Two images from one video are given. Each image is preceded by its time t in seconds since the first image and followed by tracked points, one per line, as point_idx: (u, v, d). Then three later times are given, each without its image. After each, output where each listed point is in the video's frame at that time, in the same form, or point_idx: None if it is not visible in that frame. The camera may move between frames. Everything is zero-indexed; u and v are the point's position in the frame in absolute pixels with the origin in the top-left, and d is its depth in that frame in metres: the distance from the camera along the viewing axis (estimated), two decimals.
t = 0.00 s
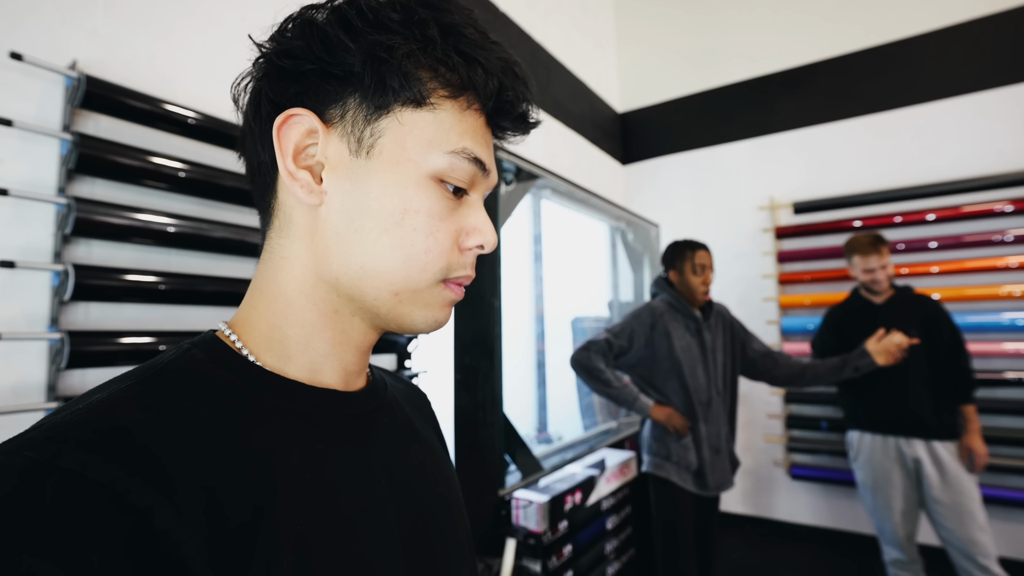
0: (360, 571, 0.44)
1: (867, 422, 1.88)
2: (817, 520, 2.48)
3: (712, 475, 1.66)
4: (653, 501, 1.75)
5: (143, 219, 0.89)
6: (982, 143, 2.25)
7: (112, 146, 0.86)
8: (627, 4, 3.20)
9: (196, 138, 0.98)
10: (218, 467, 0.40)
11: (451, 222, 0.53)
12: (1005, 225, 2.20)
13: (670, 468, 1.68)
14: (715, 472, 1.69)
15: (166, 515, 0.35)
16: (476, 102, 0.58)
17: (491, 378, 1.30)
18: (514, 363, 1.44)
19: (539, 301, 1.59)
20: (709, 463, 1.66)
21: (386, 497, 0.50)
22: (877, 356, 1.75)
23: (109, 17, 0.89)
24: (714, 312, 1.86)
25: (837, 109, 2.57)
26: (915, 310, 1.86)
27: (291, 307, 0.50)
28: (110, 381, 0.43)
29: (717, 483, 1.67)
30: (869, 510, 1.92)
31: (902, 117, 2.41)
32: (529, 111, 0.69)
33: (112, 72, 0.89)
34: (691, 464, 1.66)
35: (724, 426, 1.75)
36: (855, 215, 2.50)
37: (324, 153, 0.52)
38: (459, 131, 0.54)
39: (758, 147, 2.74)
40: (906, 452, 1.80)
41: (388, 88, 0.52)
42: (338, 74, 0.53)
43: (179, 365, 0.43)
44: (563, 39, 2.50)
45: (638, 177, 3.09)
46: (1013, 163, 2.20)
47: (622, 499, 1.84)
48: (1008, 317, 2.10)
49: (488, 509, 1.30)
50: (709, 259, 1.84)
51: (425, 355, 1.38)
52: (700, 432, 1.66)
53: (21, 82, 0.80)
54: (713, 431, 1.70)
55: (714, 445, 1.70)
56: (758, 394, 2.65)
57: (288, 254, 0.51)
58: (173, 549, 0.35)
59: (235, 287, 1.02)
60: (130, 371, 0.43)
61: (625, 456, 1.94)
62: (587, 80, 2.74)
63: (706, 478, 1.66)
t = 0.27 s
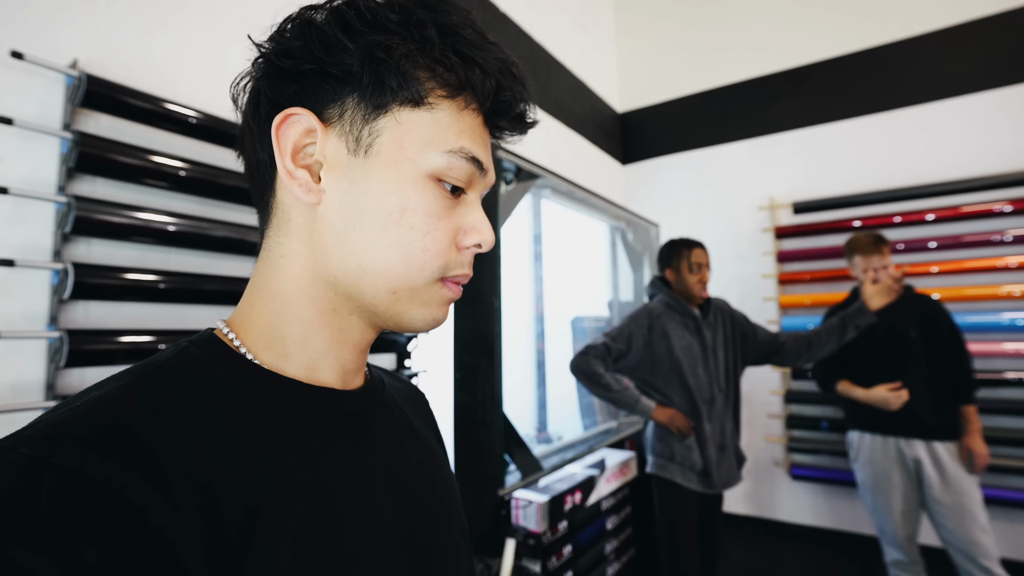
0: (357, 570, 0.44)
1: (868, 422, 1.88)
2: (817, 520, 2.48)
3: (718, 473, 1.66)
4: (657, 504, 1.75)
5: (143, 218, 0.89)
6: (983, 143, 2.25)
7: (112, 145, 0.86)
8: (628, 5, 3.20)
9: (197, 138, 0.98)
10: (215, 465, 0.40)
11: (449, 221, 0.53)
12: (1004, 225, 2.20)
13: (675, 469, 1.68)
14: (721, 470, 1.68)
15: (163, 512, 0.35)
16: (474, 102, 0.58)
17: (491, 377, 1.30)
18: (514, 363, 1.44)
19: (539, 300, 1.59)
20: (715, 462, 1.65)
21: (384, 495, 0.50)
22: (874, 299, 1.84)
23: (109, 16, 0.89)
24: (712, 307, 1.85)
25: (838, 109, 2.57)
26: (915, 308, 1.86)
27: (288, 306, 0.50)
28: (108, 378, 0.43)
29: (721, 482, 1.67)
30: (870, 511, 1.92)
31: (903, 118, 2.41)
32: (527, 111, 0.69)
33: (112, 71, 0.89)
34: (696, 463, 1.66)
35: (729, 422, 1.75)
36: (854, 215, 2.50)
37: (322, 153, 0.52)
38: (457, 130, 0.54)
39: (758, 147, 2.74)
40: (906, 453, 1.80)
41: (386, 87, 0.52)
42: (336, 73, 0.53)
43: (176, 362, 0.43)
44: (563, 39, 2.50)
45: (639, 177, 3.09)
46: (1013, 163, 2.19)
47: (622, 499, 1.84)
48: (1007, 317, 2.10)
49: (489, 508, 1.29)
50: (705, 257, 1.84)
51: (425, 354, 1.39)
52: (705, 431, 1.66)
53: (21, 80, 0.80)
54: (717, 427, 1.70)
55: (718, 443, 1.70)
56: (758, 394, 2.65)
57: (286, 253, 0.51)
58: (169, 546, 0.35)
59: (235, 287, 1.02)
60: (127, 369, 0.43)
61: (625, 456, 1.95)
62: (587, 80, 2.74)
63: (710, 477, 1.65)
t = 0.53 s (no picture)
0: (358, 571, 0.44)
1: (873, 425, 1.87)
2: (821, 522, 2.46)
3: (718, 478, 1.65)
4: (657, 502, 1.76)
5: (147, 218, 0.89)
6: (988, 144, 2.23)
7: (116, 146, 0.86)
8: (630, 6, 3.20)
9: (201, 139, 0.98)
10: (216, 465, 0.40)
11: (449, 221, 0.53)
12: (1009, 226, 2.18)
13: (675, 470, 1.68)
14: (721, 477, 1.67)
15: (164, 512, 0.35)
16: (474, 103, 0.58)
17: (493, 377, 1.30)
18: (516, 364, 1.43)
19: (542, 301, 1.58)
20: (714, 466, 1.64)
21: (384, 497, 0.50)
22: (874, 325, 1.81)
23: (114, 18, 0.90)
24: (718, 311, 1.85)
25: (842, 110, 2.55)
26: (919, 308, 1.84)
27: (288, 307, 0.50)
28: (110, 379, 0.43)
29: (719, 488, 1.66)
30: (874, 513, 1.91)
31: (907, 118, 2.40)
32: (526, 112, 0.69)
33: (117, 72, 0.90)
34: (696, 466, 1.65)
35: (730, 429, 1.74)
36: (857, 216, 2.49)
37: (322, 153, 0.52)
38: (457, 130, 0.54)
39: (761, 148, 2.73)
40: (912, 455, 1.78)
41: (386, 88, 0.52)
42: (336, 74, 0.53)
43: (178, 362, 0.43)
44: (565, 40, 2.50)
45: (641, 178, 3.08)
46: (1019, 164, 2.18)
47: (625, 500, 1.84)
48: (1011, 318, 2.09)
49: (491, 509, 1.29)
50: (706, 257, 1.83)
51: (428, 355, 1.39)
52: (706, 435, 1.65)
53: (26, 82, 0.80)
54: (719, 433, 1.70)
55: (719, 448, 1.70)
56: (760, 395, 2.64)
57: (287, 253, 0.51)
58: (169, 547, 0.34)
59: (238, 287, 1.02)
60: (129, 370, 0.43)
61: (627, 457, 1.94)
62: (590, 81, 2.74)
63: (708, 481, 1.64)
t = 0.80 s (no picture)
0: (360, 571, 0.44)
1: (874, 424, 1.87)
2: (822, 521, 2.46)
3: (714, 480, 1.65)
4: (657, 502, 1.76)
5: (148, 216, 0.89)
6: (992, 142, 2.22)
7: (117, 144, 0.86)
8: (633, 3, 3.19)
9: (202, 137, 0.98)
10: (215, 466, 0.39)
11: (453, 220, 0.52)
12: (1013, 225, 2.17)
13: (674, 468, 1.68)
14: (718, 480, 1.66)
15: (164, 513, 0.35)
16: (476, 101, 0.57)
17: (494, 376, 1.30)
18: (517, 363, 1.43)
19: (543, 300, 1.58)
20: (712, 467, 1.64)
21: (386, 497, 0.50)
22: (869, 381, 1.76)
23: (115, 15, 0.89)
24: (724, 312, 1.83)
25: (845, 107, 2.54)
26: (921, 307, 1.84)
27: (290, 306, 0.49)
28: (110, 378, 0.43)
29: (716, 490, 1.65)
30: (877, 512, 1.90)
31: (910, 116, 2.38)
32: (527, 110, 0.68)
33: (118, 70, 0.89)
34: (694, 466, 1.65)
35: (730, 431, 1.73)
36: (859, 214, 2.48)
37: (325, 152, 0.52)
38: (460, 129, 0.54)
39: (764, 146, 2.72)
40: (916, 455, 1.77)
41: (389, 86, 0.52)
42: (339, 72, 0.53)
43: (178, 361, 0.43)
44: (567, 38, 2.49)
45: (643, 176, 3.07)
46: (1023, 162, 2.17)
47: (626, 499, 1.84)
48: (1014, 317, 2.08)
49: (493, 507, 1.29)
50: (710, 255, 1.81)
51: (429, 353, 1.39)
52: (705, 435, 1.65)
53: (28, 79, 0.80)
54: (719, 435, 1.69)
55: (719, 450, 1.69)
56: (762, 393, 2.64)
57: (289, 252, 0.51)
58: (169, 548, 0.34)
59: (240, 286, 1.02)
60: (128, 369, 0.43)
61: (628, 456, 1.94)
62: (592, 78, 2.73)
63: (707, 482, 1.64)
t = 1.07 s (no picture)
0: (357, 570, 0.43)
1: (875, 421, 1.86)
2: (824, 517, 2.46)
3: (719, 474, 1.64)
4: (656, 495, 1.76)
5: (150, 212, 0.88)
6: (1000, 137, 2.20)
7: (119, 139, 0.85)
8: None
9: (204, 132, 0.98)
10: (210, 464, 0.39)
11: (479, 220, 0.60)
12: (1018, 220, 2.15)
13: (676, 465, 1.68)
14: (722, 474, 1.66)
15: (156, 513, 0.34)
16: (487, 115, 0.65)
17: (496, 373, 1.29)
18: (519, 360, 1.42)
19: (545, 296, 1.57)
20: (717, 462, 1.64)
21: (384, 495, 0.50)
22: (886, 359, 1.74)
23: (113, 9, 0.88)
24: (729, 307, 1.82)
25: (850, 102, 2.52)
26: (925, 303, 1.84)
27: (331, 305, 0.50)
28: (105, 374, 0.43)
29: (721, 484, 1.65)
30: (877, 508, 1.90)
31: (916, 110, 2.36)
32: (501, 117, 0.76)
33: (117, 64, 0.89)
34: (698, 463, 1.65)
35: (735, 427, 1.72)
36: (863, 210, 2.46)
37: (390, 157, 0.52)
38: (483, 139, 0.61)
39: (768, 141, 2.70)
40: (915, 451, 1.78)
41: (446, 100, 0.55)
42: (404, 79, 0.52)
43: (173, 357, 0.43)
44: (570, 32, 2.47)
45: (645, 171, 3.05)
46: None
47: (627, 494, 1.84)
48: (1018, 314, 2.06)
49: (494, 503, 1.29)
50: (722, 251, 1.81)
51: (431, 349, 1.39)
52: (709, 431, 1.65)
53: (26, 74, 0.79)
54: (722, 430, 1.68)
55: (722, 445, 1.68)
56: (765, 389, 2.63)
57: (338, 254, 0.51)
58: (161, 549, 0.34)
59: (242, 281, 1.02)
60: (124, 365, 0.43)
61: (630, 452, 1.95)
62: (595, 73, 2.71)
63: (711, 477, 1.64)
